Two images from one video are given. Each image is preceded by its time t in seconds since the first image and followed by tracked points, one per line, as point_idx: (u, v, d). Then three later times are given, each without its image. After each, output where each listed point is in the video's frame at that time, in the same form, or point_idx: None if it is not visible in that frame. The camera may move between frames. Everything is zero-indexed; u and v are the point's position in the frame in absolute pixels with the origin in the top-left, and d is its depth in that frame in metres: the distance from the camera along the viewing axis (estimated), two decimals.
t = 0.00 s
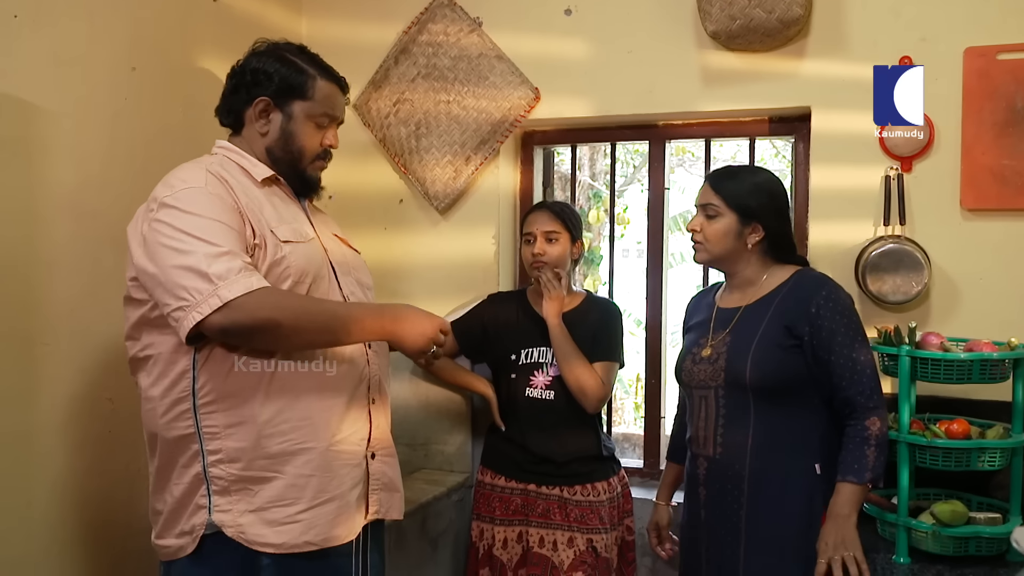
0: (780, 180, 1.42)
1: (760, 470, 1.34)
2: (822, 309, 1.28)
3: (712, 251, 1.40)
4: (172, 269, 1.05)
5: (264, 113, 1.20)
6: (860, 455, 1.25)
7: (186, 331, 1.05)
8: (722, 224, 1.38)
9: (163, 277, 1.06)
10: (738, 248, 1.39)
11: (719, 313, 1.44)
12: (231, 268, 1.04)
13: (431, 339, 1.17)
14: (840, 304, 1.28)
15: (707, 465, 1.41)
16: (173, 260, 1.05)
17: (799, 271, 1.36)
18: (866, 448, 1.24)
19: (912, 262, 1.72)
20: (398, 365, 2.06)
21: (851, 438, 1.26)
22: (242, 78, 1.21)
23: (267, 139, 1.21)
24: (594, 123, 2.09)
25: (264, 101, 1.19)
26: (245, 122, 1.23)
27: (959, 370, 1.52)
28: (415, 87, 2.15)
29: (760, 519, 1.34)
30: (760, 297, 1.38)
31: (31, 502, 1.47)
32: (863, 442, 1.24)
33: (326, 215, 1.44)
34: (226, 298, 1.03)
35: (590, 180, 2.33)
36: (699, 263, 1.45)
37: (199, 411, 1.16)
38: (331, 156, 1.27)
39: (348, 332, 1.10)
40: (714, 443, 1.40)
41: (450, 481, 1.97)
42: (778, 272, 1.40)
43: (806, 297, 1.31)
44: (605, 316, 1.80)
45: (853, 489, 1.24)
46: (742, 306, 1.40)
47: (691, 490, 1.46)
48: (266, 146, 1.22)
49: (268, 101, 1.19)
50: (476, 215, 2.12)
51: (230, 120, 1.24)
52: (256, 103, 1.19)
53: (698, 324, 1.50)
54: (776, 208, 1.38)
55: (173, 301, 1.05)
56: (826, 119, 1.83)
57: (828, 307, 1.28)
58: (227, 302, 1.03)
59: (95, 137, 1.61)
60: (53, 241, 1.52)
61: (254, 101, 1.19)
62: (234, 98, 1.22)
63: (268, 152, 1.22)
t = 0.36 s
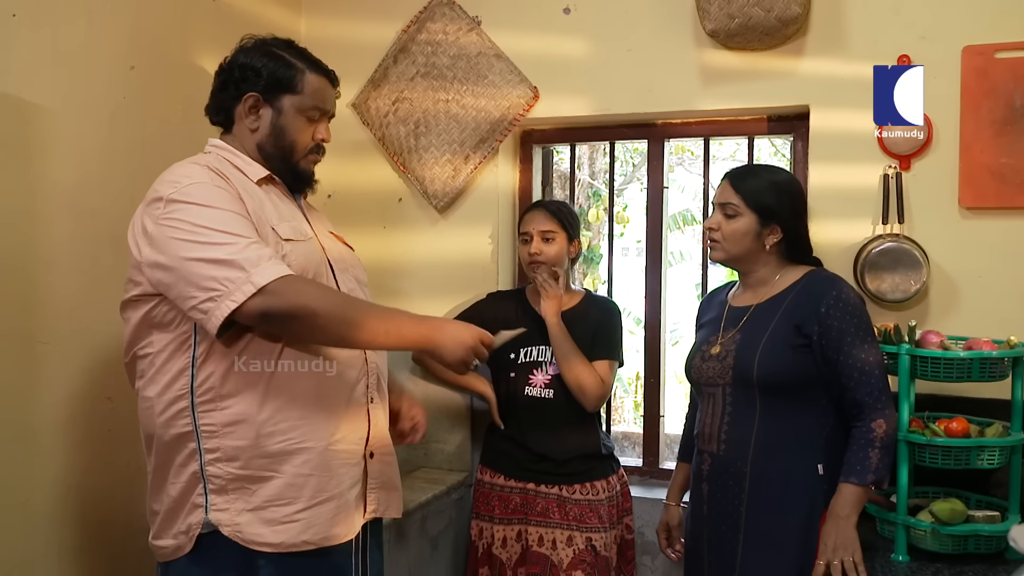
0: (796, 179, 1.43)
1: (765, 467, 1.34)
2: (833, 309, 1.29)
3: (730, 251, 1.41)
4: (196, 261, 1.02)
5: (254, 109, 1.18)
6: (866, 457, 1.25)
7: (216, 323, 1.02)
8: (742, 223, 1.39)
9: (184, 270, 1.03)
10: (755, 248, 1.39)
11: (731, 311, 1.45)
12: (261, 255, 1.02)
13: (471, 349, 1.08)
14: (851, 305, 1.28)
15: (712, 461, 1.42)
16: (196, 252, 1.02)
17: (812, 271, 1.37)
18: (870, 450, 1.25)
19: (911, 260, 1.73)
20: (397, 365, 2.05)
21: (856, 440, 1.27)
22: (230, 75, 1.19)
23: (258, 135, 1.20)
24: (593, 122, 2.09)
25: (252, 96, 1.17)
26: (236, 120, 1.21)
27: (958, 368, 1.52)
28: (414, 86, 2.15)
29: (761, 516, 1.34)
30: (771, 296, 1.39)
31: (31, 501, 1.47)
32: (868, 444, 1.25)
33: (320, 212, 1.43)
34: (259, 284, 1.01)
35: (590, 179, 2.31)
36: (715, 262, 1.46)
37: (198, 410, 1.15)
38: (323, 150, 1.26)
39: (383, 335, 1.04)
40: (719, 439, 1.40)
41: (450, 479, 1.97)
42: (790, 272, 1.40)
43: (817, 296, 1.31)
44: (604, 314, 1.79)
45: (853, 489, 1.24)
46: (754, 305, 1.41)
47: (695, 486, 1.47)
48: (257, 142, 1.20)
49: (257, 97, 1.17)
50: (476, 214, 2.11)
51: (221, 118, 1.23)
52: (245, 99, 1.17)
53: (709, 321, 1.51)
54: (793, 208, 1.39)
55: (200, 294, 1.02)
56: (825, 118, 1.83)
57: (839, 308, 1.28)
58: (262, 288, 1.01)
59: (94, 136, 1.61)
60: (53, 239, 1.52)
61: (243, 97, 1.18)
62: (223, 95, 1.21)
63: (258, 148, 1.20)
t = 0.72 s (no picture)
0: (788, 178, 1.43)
1: (761, 468, 1.34)
2: (829, 310, 1.29)
3: (730, 258, 1.40)
4: (222, 267, 1.01)
5: (247, 109, 1.17)
6: (858, 459, 1.25)
7: (244, 328, 1.01)
8: (741, 230, 1.38)
9: (208, 277, 1.02)
10: (755, 252, 1.40)
11: (727, 312, 1.45)
12: (289, 259, 1.02)
13: (499, 365, 1.09)
14: (847, 306, 1.28)
15: (709, 463, 1.42)
16: (219, 261, 1.01)
17: (808, 272, 1.37)
18: (862, 451, 1.25)
19: (906, 259, 1.73)
20: (393, 368, 2.06)
21: (849, 441, 1.27)
22: (220, 76, 1.17)
23: (252, 136, 1.18)
24: (588, 123, 2.09)
25: (245, 96, 1.15)
26: (228, 121, 1.19)
27: (953, 367, 1.52)
28: (409, 89, 2.15)
29: (758, 518, 1.34)
30: (768, 297, 1.39)
31: (27, 507, 1.46)
32: (860, 445, 1.25)
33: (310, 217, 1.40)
34: (291, 290, 1.01)
35: (586, 180, 2.29)
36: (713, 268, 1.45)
37: (207, 417, 1.13)
38: (318, 147, 1.24)
39: (410, 343, 1.05)
40: (717, 441, 1.41)
41: (448, 482, 1.97)
42: (786, 274, 1.41)
43: (813, 297, 1.32)
44: (600, 313, 1.79)
45: (844, 489, 1.24)
46: (750, 307, 1.41)
47: (692, 488, 1.47)
48: (252, 143, 1.18)
49: (249, 96, 1.16)
50: (472, 216, 2.11)
51: (211, 121, 1.21)
52: (238, 99, 1.16)
53: (707, 323, 1.51)
54: (788, 209, 1.39)
55: (226, 300, 1.01)
56: (819, 118, 1.83)
57: (835, 309, 1.28)
58: (294, 293, 1.01)
59: (89, 140, 1.61)
60: (48, 244, 1.52)
61: (235, 98, 1.16)
62: (213, 97, 1.19)
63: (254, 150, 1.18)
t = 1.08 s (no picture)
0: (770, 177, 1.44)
1: (757, 467, 1.34)
2: (819, 306, 1.30)
3: (716, 259, 1.41)
4: (226, 277, 0.98)
5: (238, 112, 1.13)
6: (853, 455, 1.25)
7: (251, 339, 0.98)
8: (726, 231, 1.39)
9: (211, 288, 0.98)
10: (739, 252, 1.40)
11: (716, 313, 1.45)
12: (294, 268, 1.00)
13: (505, 370, 1.06)
14: (836, 301, 1.29)
15: (705, 463, 1.42)
16: (222, 271, 0.98)
17: (795, 269, 1.38)
18: (856, 447, 1.25)
19: (897, 255, 1.73)
20: (387, 371, 2.06)
21: (843, 437, 1.27)
22: (207, 77, 1.13)
23: (243, 139, 1.14)
24: (579, 124, 2.09)
25: (235, 98, 1.11)
26: (217, 123, 1.15)
27: (945, 362, 1.52)
28: (399, 92, 2.15)
29: (755, 516, 1.34)
30: (757, 296, 1.40)
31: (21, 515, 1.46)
32: (853, 441, 1.25)
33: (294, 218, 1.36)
34: (299, 299, 0.98)
35: (579, 180, 2.24)
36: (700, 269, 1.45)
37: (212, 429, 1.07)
38: (307, 148, 1.22)
39: (418, 349, 1.03)
40: (712, 441, 1.41)
41: (444, 484, 1.97)
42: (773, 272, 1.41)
43: (803, 294, 1.32)
44: (594, 314, 1.80)
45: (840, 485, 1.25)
46: (739, 306, 1.41)
47: (688, 488, 1.47)
48: (243, 146, 1.14)
49: (240, 97, 1.11)
50: (464, 218, 2.12)
51: (199, 124, 1.16)
52: (228, 101, 1.11)
53: (696, 323, 1.51)
54: (772, 208, 1.40)
55: (231, 311, 0.98)
56: (809, 115, 1.83)
57: (825, 305, 1.29)
58: (301, 302, 0.98)
59: (79, 147, 1.60)
60: (39, 252, 1.51)
61: (226, 99, 1.12)
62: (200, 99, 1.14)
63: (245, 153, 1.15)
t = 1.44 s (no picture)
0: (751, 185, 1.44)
1: (750, 476, 1.34)
2: (806, 313, 1.30)
3: (699, 268, 1.41)
4: (224, 296, 0.96)
5: (225, 119, 1.10)
6: (844, 461, 1.25)
7: (250, 359, 0.96)
8: (709, 241, 1.39)
9: (209, 307, 0.96)
10: (723, 262, 1.40)
11: (704, 322, 1.45)
12: (293, 285, 0.98)
13: (502, 386, 1.07)
14: (823, 307, 1.30)
15: (698, 473, 1.42)
16: (220, 290, 0.96)
17: (781, 276, 1.38)
18: (847, 452, 1.25)
19: (888, 263, 1.74)
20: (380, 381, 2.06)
21: (834, 443, 1.27)
22: (195, 84, 1.09)
23: (232, 147, 1.11)
24: (570, 133, 2.09)
25: (225, 105, 1.08)
26: (203, 132, 1.11)
27: (936, 368, 1.53)
28: (390, 101, 2.15)
29: (749, 524, 1.34)
30: (744, 305, 1.40)
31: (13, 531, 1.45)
32: (844, 446, 1.25)
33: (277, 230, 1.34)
34: (299, 317, 0.97)
35: (572, 188, 2.31)
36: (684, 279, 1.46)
37: (206, 451, 1.05)
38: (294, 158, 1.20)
39: (418, 365, 1.03)
40: (704, 451, 1.41)
41: (437, 495, 1.97)
42: (761, 279, 1.41)
43: (790, 301, 1.33)
44: (586, 322, 1.80)
45: (835, 492, 1.25)
46: (727, 315, 1.41)
47: (681, 498, 1.47)
48: (231, 155, 1.11)
49: (229, 105, 1.09)
50: (455, 228, 2.12)
51: (183, 132, 1.12)
52: (218, 108, 1.08)
53: (683, 333, 1.51)
54: (755, 216, 1.40)
55: (230, 331, 0.96)
56: (799, 123, 1.84)
57: (812, 311, 1.29)
58: (302, 320, 0.97)
59: (68, 159, 1.60)
60: (29, 266, 1.51)
61: (215, 106, 1.08)
62: (185, 106, 1.10)
63: (234, 161, 1.12)
